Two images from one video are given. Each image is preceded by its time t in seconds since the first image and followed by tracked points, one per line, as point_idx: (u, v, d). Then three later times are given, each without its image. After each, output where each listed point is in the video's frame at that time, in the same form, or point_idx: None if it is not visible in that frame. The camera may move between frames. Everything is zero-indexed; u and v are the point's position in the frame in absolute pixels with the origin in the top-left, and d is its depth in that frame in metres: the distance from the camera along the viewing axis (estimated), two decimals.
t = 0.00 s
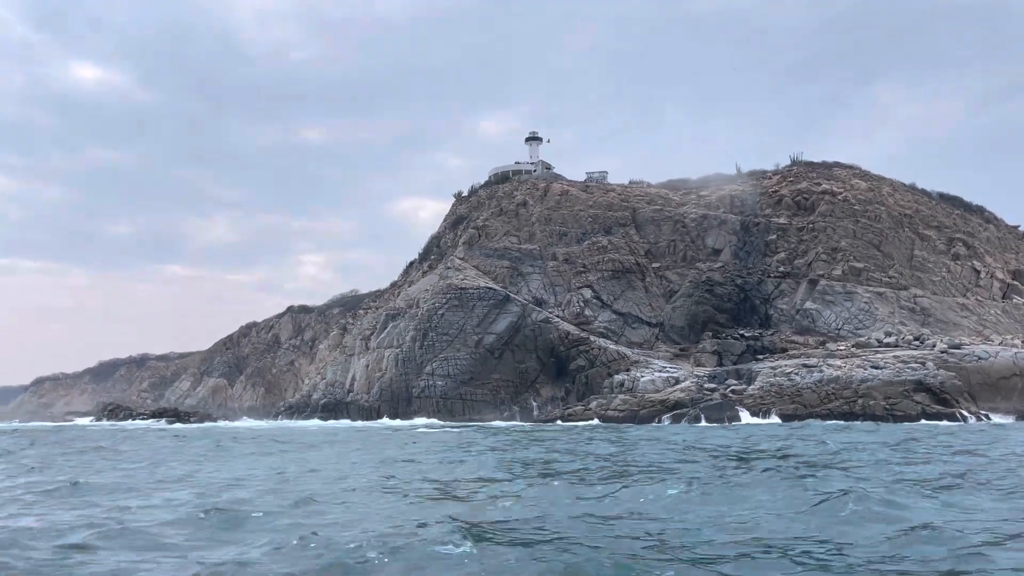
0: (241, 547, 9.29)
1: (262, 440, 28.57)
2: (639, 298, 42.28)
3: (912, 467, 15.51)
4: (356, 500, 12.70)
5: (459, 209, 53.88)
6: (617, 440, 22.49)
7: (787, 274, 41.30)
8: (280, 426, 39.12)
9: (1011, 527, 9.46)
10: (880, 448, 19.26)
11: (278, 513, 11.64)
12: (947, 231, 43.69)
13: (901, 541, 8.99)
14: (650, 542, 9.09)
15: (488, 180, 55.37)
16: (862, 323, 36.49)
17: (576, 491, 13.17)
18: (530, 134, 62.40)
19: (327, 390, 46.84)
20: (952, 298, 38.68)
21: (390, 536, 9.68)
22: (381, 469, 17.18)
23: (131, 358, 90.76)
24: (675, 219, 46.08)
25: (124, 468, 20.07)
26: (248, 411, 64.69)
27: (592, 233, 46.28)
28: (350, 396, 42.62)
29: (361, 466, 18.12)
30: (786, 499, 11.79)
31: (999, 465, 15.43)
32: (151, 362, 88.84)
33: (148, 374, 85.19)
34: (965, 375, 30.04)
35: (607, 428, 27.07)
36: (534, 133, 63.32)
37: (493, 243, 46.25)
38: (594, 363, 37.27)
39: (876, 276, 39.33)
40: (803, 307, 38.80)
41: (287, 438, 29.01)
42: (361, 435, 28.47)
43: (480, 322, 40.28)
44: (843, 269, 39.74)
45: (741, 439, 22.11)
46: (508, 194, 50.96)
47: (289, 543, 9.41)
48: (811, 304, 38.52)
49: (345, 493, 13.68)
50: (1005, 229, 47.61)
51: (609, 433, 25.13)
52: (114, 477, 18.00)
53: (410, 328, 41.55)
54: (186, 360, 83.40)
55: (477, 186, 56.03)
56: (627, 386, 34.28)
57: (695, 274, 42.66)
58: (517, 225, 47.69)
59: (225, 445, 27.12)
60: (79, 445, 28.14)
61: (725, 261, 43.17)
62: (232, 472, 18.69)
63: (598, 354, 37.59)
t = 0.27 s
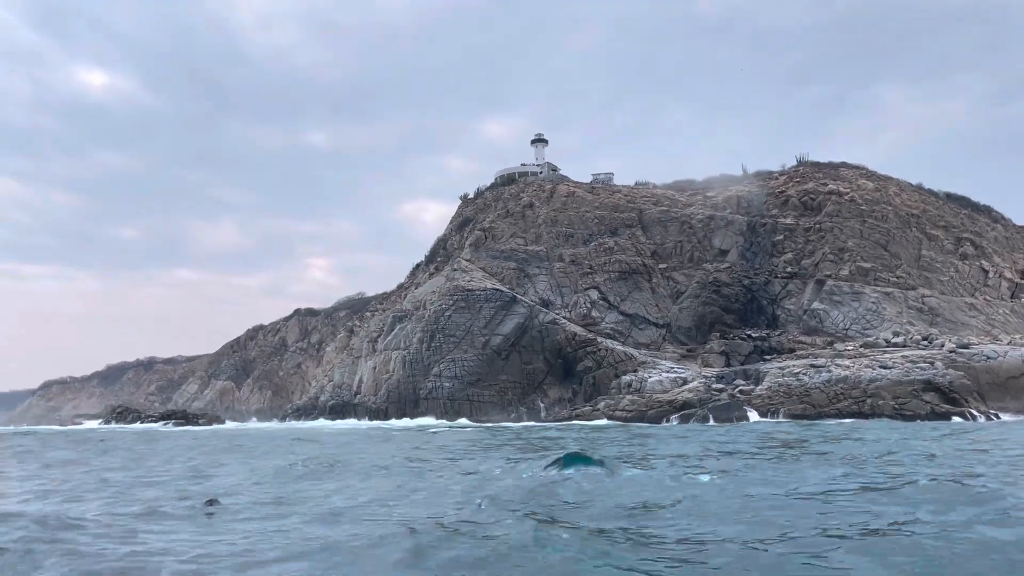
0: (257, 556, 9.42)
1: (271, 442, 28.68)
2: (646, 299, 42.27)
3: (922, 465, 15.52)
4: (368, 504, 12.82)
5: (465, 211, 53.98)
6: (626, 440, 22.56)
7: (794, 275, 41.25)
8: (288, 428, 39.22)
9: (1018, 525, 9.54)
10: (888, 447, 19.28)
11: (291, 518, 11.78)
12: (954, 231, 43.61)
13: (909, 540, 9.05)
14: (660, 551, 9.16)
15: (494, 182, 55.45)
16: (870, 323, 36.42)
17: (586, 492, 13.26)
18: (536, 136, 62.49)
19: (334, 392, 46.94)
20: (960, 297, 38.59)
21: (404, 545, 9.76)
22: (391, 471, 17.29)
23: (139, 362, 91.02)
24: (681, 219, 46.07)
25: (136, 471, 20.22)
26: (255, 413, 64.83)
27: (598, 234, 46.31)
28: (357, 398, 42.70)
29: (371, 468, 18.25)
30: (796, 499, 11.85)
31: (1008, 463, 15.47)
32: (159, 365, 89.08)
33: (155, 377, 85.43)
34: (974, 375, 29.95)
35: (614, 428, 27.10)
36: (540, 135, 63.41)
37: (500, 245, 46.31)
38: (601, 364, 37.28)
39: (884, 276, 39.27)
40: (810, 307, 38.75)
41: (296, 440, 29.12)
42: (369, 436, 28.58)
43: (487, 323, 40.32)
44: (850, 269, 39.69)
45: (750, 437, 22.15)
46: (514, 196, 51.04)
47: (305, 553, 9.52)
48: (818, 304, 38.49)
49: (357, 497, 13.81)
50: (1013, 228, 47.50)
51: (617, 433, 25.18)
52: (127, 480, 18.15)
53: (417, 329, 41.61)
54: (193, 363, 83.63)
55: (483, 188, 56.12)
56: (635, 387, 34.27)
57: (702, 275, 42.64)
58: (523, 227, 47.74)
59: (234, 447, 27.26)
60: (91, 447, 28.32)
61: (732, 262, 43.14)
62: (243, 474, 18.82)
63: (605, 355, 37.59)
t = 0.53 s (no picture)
0: (272, 557, 9.43)
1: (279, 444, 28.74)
2: (654, 301, 42.18)
3: (935, 465, 15.47)
4: (382, 505, 12.83)
5: (472, 214, 54.01)
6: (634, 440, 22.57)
7: (802, 276, 41.14)
8: (296, 430, 39.28)
9: None
10: (900, 447, 19.22)
11: (305, 519, 11.79)
12: (964, 231, 43.45)
13: (926, 542, 9.03)
14: (677, 552, 9.16)
15: (500, 184, 55.49)
16: (879, 324, 36.29)
17: (599, 494, 13.25)
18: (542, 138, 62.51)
19: (342, 394, 46.99)
20: (969, 298, 38.43)
21: (421, 547, 9.77)
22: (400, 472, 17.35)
23: (146, 365, 91.24)
24: (689, 221, 46.01)
25: (147, 472, 20.31)
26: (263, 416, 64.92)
27: (605, 235, 46.26)
28: (365, 401, 42.74)
29: (380, 468, 18.31)
30: (810, 500, 11.83)
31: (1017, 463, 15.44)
32: (166, 368, 89.29)
33: (163, 380, 85.63)
34: (984, 375, 29.78)
35: (624, 429, 27.06)
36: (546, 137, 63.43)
37: (507, 247, 46.31)
38: (609, 366, 37.24)
39: (893, 276, 39.14)
40: (819, 308, 38.63)
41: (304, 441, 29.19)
42: (377, 438, 28.63)
43: (494, 325, 40.30)
44: (859, 270, 39.56)
45: (760, 438, 22.11)
46: (521, 198, 51.06)
47: (321, 554, 9.54)
48: (827, 305, 38.39)
49: (369, 498, 13.82)
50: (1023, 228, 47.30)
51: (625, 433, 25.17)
52: (137, 482, 18.24)
53: (425, 331, 41.62)
54: (200, 366, 83.81)
55: (489, 190, 56.15)
56: (643, 389, 34.21)
57: (709, 276, 42.56)
58: (530, 228, 47.74)
59: (243, 449, 27.33)
60: (100, 450, 28.41)
61: (739, 263, 43.05)
62: (253, 475, 18.89)
63: (613, 356, 37.55)
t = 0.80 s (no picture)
0: (286, 558, 9.45)
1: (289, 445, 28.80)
2: (662, 302, 42.10)
3: (948, 466, 15.41)
4: (395, 506, 12.88)
5: (479, 216, 54.05)
6: (643, 441, 22.56)
7: (811, 277, 41.02)
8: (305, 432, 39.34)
9: None
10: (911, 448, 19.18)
11: (319, 519, 11.84)
12: (973, 232, 43.29)
13: (941, 541, 9.04)
14: (693, 552, 9.18)
15: (507, 186, 55.51)
16: (889, 325, 36.16)
17: (611, 494, 13.24)
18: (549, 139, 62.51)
19: (350, 396, 47.03)
20: (979, 299, 38.26)
21: (435, 547, 9.81)
22: (411, 473, 17.38)
23: (154, 367, 91.46)
24: (697, 222, 45.95)
25: (158, 474, 20.38)
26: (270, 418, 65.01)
27: (613, 237, 46.22)
28: (373, 402, 42.76)
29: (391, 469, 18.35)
30: (823, 500, 11.80)
31: None
32: (174, 371, 89.51)
33: (171, 383, 85.85)
34: (995, 376, 29.58)
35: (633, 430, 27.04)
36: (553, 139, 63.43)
37: (515, 249, 46.32)
38: (617, 367, 37.19)
39: (902, 277, 39.01)
40: (828, 310, 38.51)
41: (313, 443, 29.24)
42: (386, 439, 28.67)
43: (502, 326, 40.28)
44: (868, 270, 39.43)
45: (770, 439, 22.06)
46: (529, 199, 51.07)
47: (337, 554, 9.57)
48: (836, 306, 38.27)
49: (380, 499, 13.84)
50: None
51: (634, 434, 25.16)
52: (150, 484, 18.31)
53: (433, 333, 41.63)
54: (208, 369, 84.00)
55: (497, 192, 56.18)
56: (652, 390, 34.14)
57: (718, 278, 42.48)
58: (538, 230, 47.74)
59: (252, 450, 27.39)
60: (111, 452, 28.50)
61: (748, 264, 42.95)
62: (264, 476, 18.95)
63: (621, 358, 37.50)
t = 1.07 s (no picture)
0: (302, 557, 9.52)
1: (298, 445, 28.92)
2: (671, 302, 42.05)
3: (960, 466, 15.40)
4: (406, 505, 12.97)
5: (487, 216, 54.11)
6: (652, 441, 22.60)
7: (820, 277, 40.92)
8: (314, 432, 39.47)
9: None
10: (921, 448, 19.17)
11: (332, 518, 11.95)
12: (983, 232, 43.11)
13: (951, 540, 9.08)
14: (705, 550, 9.24)
15: (515, 187, 55.57)
16: (898, 326, 36.03)
17: (621, 493, 13.30)
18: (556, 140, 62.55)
19: (358, 396, 47.14)
20: (989, 299, 38.08)
21: (447, 546, 9.90)
22: (422, 473, 17.46)
23: (163, 368, 91.80)
24: (705, 222, 45.91)
25: (170, 473, 20.51)
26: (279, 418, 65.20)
27: (621, 237, 46.21)
28: (382, 403, 42.86)
29: (401, 469, 18.44)
30: (833, 500, 11.84)
31: None
32: (183, 371, 89.83)
33: (179, 383, 86.17)
34: (1006, 377, 29.20)
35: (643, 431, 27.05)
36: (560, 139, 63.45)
37: (523, 249, 46.35)
38: (626, 368, 37.19)
39: (912, 278, 38.86)
40: (837, 310, 38.41)
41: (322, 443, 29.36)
42: (395, 439, 28.76)
43: (511, 327, 40.32)
44: (877, 271, 39.31)
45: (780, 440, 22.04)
46: (537, 200, 51.10)
47: (351, 553, 9.65)
48: (845, 306, 38.17)
49: (392, 498, 13.94)
50: None
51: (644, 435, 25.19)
52: (162, 483, 18.43)
53: (441, 333, 41.71)
54: (216, 369, 84.30)
55: (505, 193, 56.24)
56: (660, 390, 34.12)
57: (726, 278, 42.43)
58: (546, 231, 47.76)
59: (262, 450, 27.51)
60: (122, 451, 28.66)
61: (756, 265, 42.88)
62: (276, 476, 19.07)
63: (630, 358, 37.50)
